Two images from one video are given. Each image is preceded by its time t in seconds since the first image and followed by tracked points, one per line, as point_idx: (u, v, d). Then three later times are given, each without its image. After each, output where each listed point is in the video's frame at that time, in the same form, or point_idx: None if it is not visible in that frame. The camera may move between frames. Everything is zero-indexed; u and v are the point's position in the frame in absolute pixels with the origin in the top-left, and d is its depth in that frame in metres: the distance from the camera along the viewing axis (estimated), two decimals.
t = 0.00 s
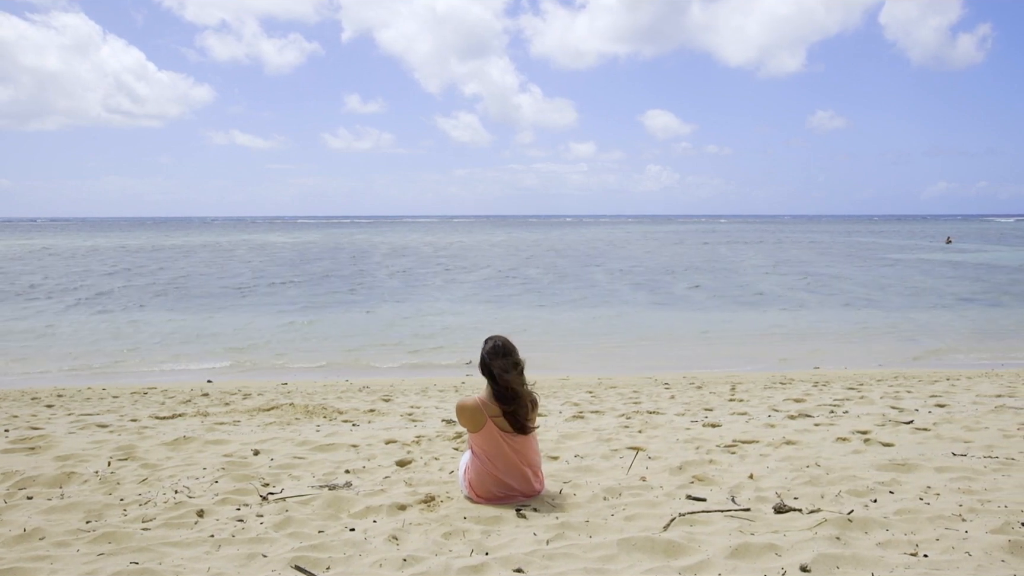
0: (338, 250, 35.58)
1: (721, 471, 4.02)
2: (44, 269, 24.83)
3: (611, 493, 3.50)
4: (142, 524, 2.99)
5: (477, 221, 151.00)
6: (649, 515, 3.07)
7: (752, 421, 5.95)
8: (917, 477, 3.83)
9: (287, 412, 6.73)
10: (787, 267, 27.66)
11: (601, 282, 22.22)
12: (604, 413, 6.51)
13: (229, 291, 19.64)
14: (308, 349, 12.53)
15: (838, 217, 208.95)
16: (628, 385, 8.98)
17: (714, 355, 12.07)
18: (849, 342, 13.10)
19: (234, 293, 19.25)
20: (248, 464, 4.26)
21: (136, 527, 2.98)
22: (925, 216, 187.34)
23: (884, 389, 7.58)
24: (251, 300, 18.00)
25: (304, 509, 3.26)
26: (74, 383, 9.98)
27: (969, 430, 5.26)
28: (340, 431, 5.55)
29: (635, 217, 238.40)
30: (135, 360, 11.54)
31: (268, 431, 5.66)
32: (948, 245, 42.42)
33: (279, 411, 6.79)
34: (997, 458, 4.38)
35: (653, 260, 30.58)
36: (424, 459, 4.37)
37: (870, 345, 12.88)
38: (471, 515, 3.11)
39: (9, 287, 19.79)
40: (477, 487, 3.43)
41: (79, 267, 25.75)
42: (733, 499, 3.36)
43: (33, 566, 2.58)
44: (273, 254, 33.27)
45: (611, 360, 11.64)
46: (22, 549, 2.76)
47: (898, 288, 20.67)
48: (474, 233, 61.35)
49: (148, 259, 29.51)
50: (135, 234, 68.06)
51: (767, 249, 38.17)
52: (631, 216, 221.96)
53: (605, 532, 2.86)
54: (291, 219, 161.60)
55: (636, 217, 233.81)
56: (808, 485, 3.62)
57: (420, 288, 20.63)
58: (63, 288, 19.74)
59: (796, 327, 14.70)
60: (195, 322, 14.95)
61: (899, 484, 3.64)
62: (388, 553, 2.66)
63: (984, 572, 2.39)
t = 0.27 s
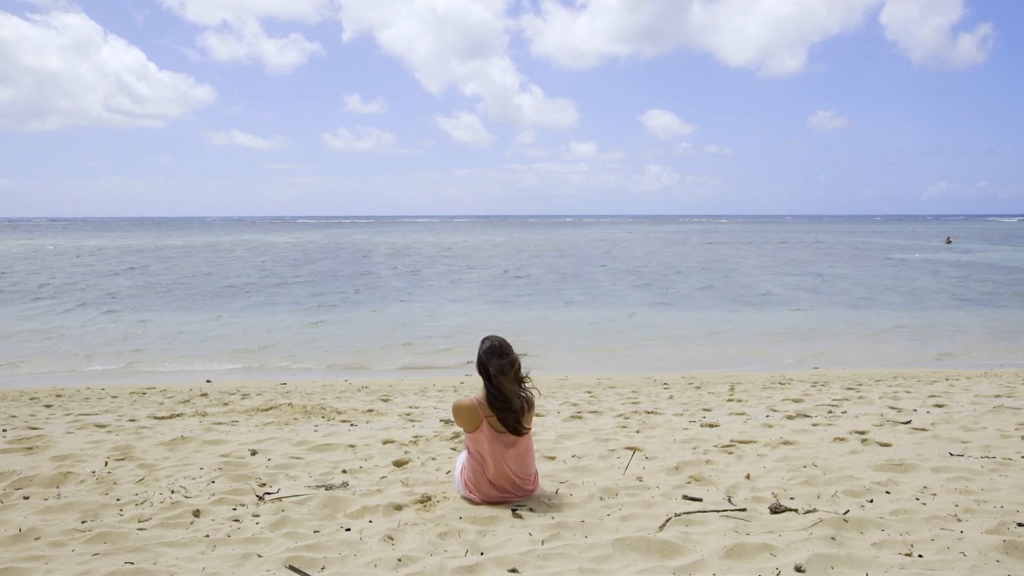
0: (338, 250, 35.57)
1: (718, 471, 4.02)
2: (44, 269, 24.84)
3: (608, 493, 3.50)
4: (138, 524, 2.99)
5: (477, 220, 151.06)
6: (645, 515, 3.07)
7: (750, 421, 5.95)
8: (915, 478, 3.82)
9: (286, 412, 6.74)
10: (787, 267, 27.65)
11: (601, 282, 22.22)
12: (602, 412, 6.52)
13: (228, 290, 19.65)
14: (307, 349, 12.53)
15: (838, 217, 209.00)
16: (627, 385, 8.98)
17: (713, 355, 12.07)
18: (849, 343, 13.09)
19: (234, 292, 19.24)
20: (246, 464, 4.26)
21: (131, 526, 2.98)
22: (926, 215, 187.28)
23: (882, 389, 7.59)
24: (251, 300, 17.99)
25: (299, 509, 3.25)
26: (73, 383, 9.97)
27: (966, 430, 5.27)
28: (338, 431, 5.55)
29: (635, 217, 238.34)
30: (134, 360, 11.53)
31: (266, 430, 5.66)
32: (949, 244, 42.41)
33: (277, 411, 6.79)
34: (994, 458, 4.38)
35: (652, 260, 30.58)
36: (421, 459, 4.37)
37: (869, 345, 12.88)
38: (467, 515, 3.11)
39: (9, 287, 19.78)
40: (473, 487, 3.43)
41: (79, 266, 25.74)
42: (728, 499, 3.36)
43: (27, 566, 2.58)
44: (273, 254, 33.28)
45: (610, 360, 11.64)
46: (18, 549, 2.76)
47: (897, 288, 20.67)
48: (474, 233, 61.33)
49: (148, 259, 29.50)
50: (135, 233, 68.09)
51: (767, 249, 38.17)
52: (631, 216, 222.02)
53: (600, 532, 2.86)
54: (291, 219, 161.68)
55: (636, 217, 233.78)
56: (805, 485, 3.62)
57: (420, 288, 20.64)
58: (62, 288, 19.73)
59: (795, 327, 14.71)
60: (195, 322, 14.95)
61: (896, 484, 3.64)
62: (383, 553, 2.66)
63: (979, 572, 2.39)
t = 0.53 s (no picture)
0: (338, 250, 35.57)
1: (715, 471, 4.02)
2: (44, 269, 24.89)
3: (605, 493, 3.50)
4: (134, 524, 3.00)
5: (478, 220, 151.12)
6: (641, 515, 3.07)
7: (748, 421, 5.94)
8: (912, 477, 3.81)
9: (284, 412, 6.74)
10: (787, 267, 27.65)
11: (601, 282, 22.21)
12: (601, 412, 6.52)
13: (227, 290, 19.65)
14: (306, 349, 12.54)
15: (838, 217, 208.95)
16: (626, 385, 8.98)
17: (712, 355, 12.07)
18: (848, 343, 13.09)
19: (233, 292, 19.24)
20: (243, 464, 4.26)
21: (127, 527, 2.98)
22: (926, 215, 187.25)
23: (881, 389, 7.58)
24: (250, 300, 18.00)
25: (295, 509, 3.25)
26: (72, 383, 9.97)
27: (964, 429, 5.26)
28: (336, 431, 5.55)
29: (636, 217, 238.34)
30: (133, 360, 11.53)
31: (264, 431, 5.66)
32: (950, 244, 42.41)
33: (275, 411, 6.79)
34: (992, 458, 4.38)
35: (652, 260, 30.58)
36: (418, 459, 4.37)
37: (869, 345, 12.88)
38: (463, 515, 3.12)
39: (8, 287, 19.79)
40: (470, 486, 3.43)
41: (79, 267, 25.76)
42: (724, 500, 3.36)
43: (22, 566, 2.58)
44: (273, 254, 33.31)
45: (609, 360, 11.64)
46: (14, 549, 2.76)
47: (896, 288, 20.67)
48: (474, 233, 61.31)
49: (148, 259, 29.51)
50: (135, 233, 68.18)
51: (767, 249, 38.16)
52: (631, 216, 222.05)
53: (596, 532, 2.86)
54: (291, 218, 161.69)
55: (637, 217, 233.83)
56: (802, 485, 3.62)
57: (419, 288, 20.64)
58: (62, 288, 19.74)
59: (795, 327, 14.71)
60: (194, 322, 14.95)
61: (893, 485, 3.64)
62: (378, 553, 2.66)
63: (973, 572, 2.39)
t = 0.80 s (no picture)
0: (338, 250, 35.56)
1: (712, 472, 4.02)
2: (43, 268, 24.90)
3: (601, 493, 3.50)
4: (129, 525, 2.99)
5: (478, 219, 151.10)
6: (637, 516, 3.07)
7: (746, 421, 5.94)
8: (908, 477, 3.81)
9: (282, 412, 6.74)
10: (787, 266, 27.65)
11: (600, 282, 22.22)
12: (599, 412, 6.52)
13: (227, 290, 19.65)
14: (305, 349, 12.53)
15: (837, 218, 209.00)
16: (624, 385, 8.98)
17: (711, 355, 12.07)
18: (847, 343, 13.09)
19: (233, 292, 19.24)
20: (240, 464, 4.26)
21: (123, 527, 2.98)
22: (927, 215, 187.27)
23: (880, 389, 7.58)
24: (250, 300, 18.01)
25: (291, 510, 3.24)
26: (71, 383, 9.97)
27: (962, 430, 5.26)
28: (334, 431, 5.55)
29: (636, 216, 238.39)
30: (132, 359, 11.53)
31: (262, 431, 5.66)
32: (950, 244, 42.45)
33: (273, 411, 6.79)
34: (989, 458, 4.38)
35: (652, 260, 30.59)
36: (416, 459, 4.37)
37: (868, 345, 12.89)
38: (459, 515, 3.12)
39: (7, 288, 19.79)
40: (465, 487, 3.43)
41: (78, 267, 25.76)
42: (721, 499, 3.35)
43: (18, 566, 2.58)
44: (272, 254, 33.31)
45: (608, 360, 11.65)
46: (10, 549, 2.76)
47: (896, 287, 20.68)
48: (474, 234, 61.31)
49: (148, 259, 29.51)
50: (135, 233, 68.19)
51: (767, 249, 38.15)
52: (631, 216, 222.08)
53: (591, 533, 2.86)
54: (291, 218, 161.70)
55: (637, 216, 233.75)
56: (799, 485, 3.62)
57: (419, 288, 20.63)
58: (61, 288, 19.74)
59: (794, 327, 14.72)
60: (193, 322, 14.95)
61: (890, 485, 3.64)
62: (373, 553, 2.66)
63: (968, 572, 2.39)
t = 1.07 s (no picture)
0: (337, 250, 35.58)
1: (709, 472, 4.02)
2: (43, 269, 24.93)
3: (598, 493, 3.51)
4: (126, 525, 2.99)
5: (478, 219, 151.16)
6: (633, 516, 3.07)
7: (744, 422, 5.94)
8: (905, 477, 3.82)
9: (281, 412, 6.75)
10: (786, 267, 27.67)
11: (600, 282, 22.23)
12: (597, 413, 6.52)
13: (226, 290, 19.66)
14: (304, 349, 12.54)
15: (838, 218, 209.05)
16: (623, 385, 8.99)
17: (711, 355, 12.07)
18: (846, 343, 13.11)
19: (232, 292, 19.25)
20: (238, 464, 4.27)
21: (120, 527, 2.98)
22: (927, 215, 187.35)
23: (879, 389, 7.59)
24: (249, 300, 18.02)
25: (287, 510, 3.24)
26: (70, 383, 9.98)
27: (960, 430, 5.27)
28: (331, 431, 5.56)
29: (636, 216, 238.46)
30: (131, 359, 11.54)
31: (260, 431, 5.66)
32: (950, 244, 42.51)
33: (272, 411, 6.80)
34: (987, 458, 4.39)
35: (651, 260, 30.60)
36: (413, 459, 4.38)
37: (867, 345, 12.90)
38: (455, 515, 3.12)
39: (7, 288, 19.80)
40: (463, 487, 3.43)
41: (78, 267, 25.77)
42: (717, 499, 3.35)
43: (13, 567, 2.58)
44: (271, 254, 33.34)
45: (608, 360, 11.66)
46: (6, 549, 2.76)
47: (895, 287, 20.70)
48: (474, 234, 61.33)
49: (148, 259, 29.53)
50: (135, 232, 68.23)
51: (767, 249, 38.17)
52: (632, 216, 222.17)
53: (587, 533, 2.86)
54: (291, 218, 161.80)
55: (637, 216, 233.85)
56: (796, 485, 3.62)
57: (419, 288, 20.65)
58: (60, 288, 19.73)
59: (793, 327, 14.73)
60: (193, 322, 14.97)
61: (887, 485, 3.64)
62: (369, 554, 2.66)
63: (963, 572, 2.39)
